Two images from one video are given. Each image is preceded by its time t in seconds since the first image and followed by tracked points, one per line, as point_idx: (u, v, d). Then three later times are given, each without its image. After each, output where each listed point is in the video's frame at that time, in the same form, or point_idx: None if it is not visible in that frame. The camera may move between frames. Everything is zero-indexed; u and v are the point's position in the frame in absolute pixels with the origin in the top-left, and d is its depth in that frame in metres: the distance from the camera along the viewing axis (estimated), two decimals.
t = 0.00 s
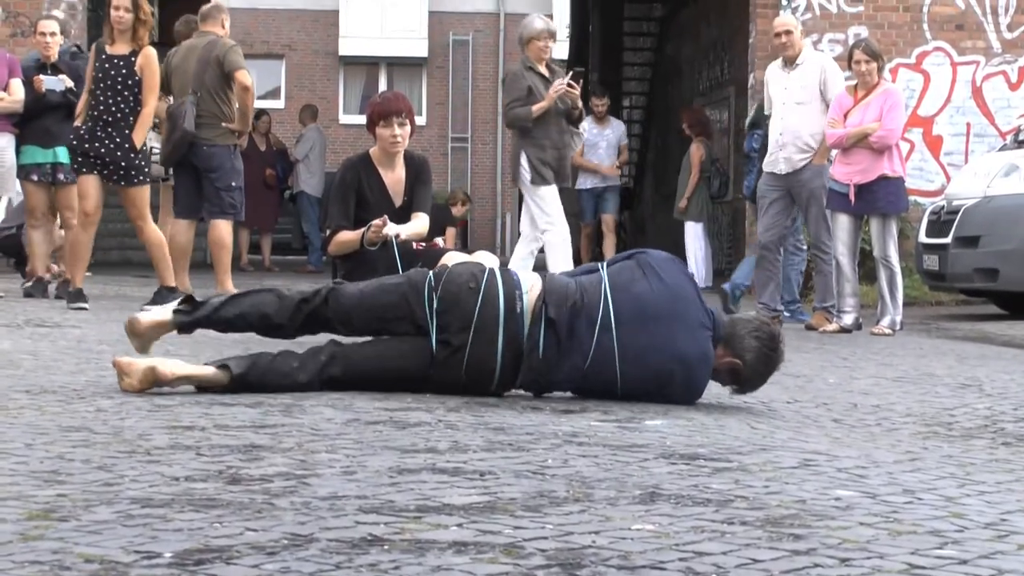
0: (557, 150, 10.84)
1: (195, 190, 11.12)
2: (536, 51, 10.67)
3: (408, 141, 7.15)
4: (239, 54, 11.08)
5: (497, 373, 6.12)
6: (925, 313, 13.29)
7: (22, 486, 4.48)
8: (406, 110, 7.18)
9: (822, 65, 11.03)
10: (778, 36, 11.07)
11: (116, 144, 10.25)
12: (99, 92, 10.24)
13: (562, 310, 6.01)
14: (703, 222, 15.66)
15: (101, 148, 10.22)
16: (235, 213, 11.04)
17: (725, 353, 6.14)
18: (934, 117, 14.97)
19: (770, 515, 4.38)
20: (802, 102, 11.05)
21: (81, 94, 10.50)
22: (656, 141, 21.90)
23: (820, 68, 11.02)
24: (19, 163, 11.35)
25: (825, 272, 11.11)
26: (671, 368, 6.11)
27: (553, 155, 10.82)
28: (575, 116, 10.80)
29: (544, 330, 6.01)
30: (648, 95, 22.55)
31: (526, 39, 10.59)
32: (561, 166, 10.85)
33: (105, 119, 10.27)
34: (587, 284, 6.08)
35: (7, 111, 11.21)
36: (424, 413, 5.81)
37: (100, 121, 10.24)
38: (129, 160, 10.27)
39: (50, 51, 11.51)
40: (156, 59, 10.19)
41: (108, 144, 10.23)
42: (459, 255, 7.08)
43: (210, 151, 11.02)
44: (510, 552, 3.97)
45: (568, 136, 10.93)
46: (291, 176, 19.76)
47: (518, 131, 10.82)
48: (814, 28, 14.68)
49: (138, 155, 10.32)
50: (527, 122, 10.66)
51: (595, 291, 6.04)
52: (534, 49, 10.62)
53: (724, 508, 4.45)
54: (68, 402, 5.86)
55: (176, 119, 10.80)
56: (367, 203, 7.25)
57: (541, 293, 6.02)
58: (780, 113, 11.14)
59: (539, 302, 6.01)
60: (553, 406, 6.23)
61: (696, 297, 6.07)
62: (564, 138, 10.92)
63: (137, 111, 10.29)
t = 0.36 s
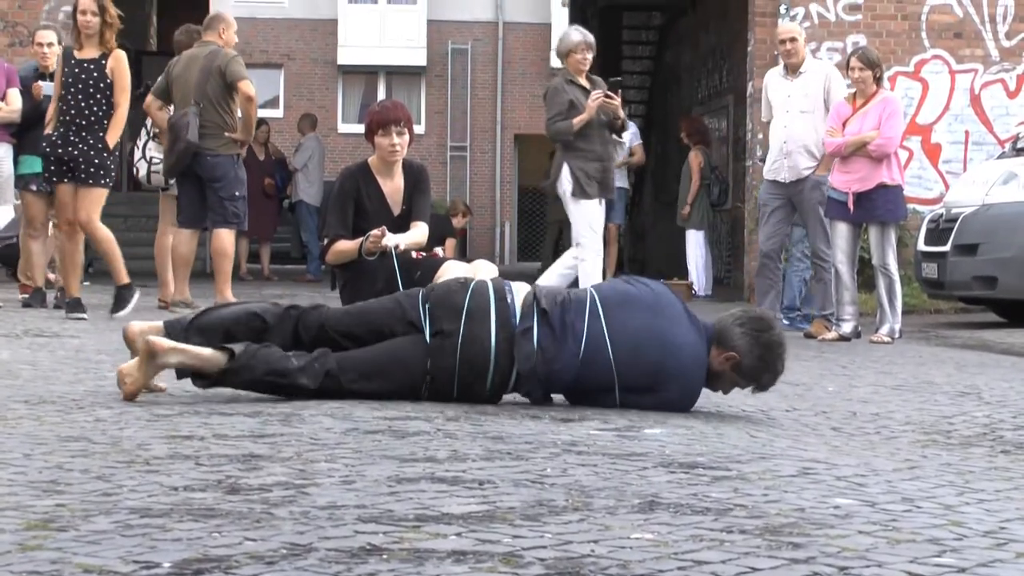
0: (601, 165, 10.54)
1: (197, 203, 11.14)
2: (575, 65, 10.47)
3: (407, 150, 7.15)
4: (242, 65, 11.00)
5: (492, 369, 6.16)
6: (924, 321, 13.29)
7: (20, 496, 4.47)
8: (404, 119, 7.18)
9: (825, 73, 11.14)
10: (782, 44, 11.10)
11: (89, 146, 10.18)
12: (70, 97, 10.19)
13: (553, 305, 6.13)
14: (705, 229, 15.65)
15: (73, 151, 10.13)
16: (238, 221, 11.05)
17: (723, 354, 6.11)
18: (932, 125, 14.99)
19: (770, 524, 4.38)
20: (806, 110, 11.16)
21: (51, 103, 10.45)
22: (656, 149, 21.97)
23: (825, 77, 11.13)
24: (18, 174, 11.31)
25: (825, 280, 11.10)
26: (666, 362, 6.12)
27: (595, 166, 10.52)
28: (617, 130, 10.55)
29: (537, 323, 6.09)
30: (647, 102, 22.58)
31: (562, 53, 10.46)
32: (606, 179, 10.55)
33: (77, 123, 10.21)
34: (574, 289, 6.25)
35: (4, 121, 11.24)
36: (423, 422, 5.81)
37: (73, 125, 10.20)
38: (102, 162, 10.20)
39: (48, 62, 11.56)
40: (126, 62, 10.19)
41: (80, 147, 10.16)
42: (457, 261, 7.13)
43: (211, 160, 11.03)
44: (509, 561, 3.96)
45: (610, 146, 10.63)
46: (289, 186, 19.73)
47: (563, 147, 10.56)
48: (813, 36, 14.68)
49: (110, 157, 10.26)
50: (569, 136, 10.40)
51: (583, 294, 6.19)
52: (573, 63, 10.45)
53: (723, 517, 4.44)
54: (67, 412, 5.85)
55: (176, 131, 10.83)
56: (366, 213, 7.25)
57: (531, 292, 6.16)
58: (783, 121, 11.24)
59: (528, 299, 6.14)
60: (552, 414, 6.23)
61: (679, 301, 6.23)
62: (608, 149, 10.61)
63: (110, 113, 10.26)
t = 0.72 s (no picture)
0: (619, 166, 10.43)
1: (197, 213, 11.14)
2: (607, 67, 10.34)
3: (407, 156, 7.15)
4: (241, 73, 10.99)
5: (491, 361, 6.11)
6: (923, 327, 13.31)
7: (20, 503, 4.47)
8: (404, 126, 7.18)
9: (831, 81, 11.01)
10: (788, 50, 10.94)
11: (82, 153, 10.14)
12: (61, 104, 10.12)
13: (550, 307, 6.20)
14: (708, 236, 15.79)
15: (66, 159, 10.08)
16: (237, 228, 11.10)
17: (723, 358, 6.15)
18: (932, 132, 14.96)
19: (770, 531, 4.38)
20: (812, 116, 11.00)
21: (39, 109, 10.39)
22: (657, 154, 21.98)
23: (829, 84, 11.01)
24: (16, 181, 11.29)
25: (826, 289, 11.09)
26: (668, 355, 6.10)
27: (616, 171, 10.42)
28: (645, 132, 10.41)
29: (537, 319, 6.11)
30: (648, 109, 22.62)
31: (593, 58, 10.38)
32: (628, 185, 10.45)
33: (69, 130, 10.18)
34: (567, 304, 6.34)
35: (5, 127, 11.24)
36: (423, 429, 5.81)
37: (65, 133, 10.15)
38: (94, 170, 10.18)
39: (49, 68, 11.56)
40: (117, 69, 10.16)
41: (73, 155, 10.13)
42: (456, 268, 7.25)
43: (211, 165, 11.02)
44: (510, 568, 3.96)
45: (637, 152, 10.50)
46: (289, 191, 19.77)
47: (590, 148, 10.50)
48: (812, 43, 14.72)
49: (102, 164, 10.24)
50: (587, 139, 10.36)
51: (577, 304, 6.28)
52: (601, 65, 10.36)
53: (723, 524, 4.44)
54: (67, 419, 5.86)
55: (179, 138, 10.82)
56: (365, 219, 7.24)
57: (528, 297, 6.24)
58: (785, 127, 11.09)
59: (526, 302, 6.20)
60: (552, 422, 6.22)
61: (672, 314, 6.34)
62: (633, 155, 10.48)
63: (101, 120, 10.23)
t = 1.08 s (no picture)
0: (634, 172, 10.43)
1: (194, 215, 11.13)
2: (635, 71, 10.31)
3: (404, 160, 7.15)
4: (234, 75, 11.08)
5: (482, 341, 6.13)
6: (921, 334, 13.31)
7: (17, 506, 4.47)
8: (402, 130, 7.19)
9: (832, 86, 11.03)
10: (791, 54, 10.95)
11: (73, 159, 10.10)
12: (51, 108, 10.06)
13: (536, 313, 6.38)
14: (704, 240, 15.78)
15: (57, 165, 10.05)
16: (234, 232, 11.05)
17: (716, 359, 6.21)
18: (930, 138, 14.98)
19: (766, 536, 4.38)
20: (813, 121, 11.02)
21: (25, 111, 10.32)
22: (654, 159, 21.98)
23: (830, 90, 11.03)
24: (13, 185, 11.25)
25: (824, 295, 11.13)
26: (652, 333, 6.20)
27: (632, 176, 10.44)
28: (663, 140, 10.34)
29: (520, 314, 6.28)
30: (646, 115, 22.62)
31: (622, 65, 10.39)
32: (644, 191, 10.45)
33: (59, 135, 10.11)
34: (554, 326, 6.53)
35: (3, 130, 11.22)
36: (420, 433, 5.81)
37: (55, 138, 10.09)
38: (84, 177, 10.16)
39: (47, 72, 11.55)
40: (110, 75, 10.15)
41: (64, 161, 10.08)
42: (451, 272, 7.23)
43: (208, 169, 11.02)
44: (506, 572, 3.95)
45: (659, 158, 10.43)
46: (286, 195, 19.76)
47: (615, 149, 10.57)
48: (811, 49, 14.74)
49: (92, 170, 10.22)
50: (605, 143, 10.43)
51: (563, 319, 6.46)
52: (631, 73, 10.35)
53: (719, 529, 4.45)
54: (63, 422, 5.86)
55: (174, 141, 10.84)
56: (363, 223, 7.25)
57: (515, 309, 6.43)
58: (788, 132, 11.11)
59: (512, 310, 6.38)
60: (548, 426, 6.22)
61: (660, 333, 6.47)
62: (653, 161, 10.42)
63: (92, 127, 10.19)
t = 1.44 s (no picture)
0: (641, 165, 10.45)
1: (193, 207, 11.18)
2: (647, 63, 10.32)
3: (405, 154, 7.15)
4: (226, 66, 11.04)
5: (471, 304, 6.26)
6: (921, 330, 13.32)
7: (16, 496, 4.48)
8: (404, 123, 7.19)
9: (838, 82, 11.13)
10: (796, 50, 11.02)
11: (70, 151, 10.06)
12: (47, 99, 10.03)
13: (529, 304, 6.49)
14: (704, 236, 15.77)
15: (53, 156, 10.00)
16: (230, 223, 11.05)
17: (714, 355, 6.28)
18: (931, 134, 14.96)
19: (765, 530, 4.38)
20: (816, 118, 11.08)
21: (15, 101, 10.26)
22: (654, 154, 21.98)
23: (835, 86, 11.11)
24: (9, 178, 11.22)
25: (824, 291, 11.17)
26: (639, 313, 6.23)
27: (641, 170, 10.46)
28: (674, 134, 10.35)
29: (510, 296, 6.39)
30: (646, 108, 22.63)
31: (637, 61, 10.41)
32: (654, 185, 10.46)
33: (54, 127, 10.05)
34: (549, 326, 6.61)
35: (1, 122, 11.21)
36: (419, 426, 5.81)
37: (49, 129, 10.04)
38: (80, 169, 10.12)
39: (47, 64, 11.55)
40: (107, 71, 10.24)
41: (60, 152, 10.02)
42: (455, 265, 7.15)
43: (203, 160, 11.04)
44: (505, 565, 3.95)
45: (669, 152, 10.45)
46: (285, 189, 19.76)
47: (626, 141, 10.58)
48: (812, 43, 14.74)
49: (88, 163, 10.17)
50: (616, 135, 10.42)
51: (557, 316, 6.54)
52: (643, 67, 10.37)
53: (718, 523, 4.45)
54: (62, 413, 5.85)
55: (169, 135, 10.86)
56: (364, 216, 7.25)
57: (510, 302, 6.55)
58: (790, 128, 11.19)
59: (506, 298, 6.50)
60: (548, 421, 6.19)
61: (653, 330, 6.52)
62: (664, 156, 10.45)
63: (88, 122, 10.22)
